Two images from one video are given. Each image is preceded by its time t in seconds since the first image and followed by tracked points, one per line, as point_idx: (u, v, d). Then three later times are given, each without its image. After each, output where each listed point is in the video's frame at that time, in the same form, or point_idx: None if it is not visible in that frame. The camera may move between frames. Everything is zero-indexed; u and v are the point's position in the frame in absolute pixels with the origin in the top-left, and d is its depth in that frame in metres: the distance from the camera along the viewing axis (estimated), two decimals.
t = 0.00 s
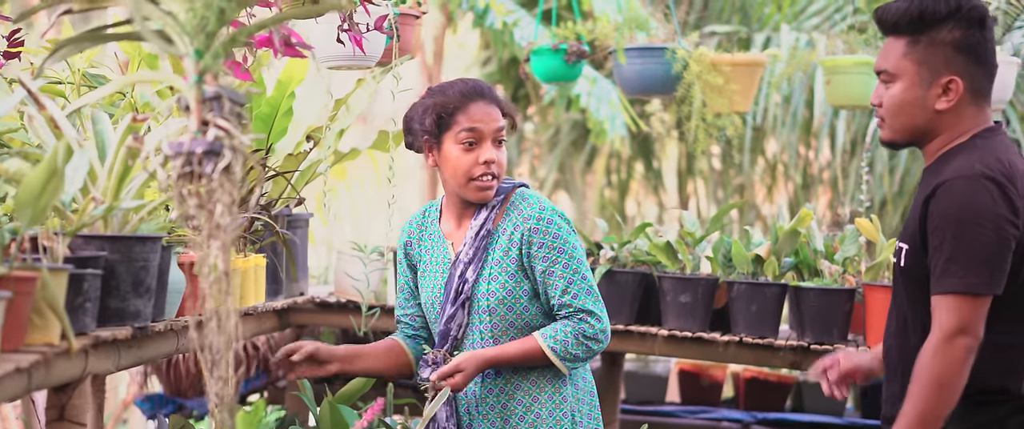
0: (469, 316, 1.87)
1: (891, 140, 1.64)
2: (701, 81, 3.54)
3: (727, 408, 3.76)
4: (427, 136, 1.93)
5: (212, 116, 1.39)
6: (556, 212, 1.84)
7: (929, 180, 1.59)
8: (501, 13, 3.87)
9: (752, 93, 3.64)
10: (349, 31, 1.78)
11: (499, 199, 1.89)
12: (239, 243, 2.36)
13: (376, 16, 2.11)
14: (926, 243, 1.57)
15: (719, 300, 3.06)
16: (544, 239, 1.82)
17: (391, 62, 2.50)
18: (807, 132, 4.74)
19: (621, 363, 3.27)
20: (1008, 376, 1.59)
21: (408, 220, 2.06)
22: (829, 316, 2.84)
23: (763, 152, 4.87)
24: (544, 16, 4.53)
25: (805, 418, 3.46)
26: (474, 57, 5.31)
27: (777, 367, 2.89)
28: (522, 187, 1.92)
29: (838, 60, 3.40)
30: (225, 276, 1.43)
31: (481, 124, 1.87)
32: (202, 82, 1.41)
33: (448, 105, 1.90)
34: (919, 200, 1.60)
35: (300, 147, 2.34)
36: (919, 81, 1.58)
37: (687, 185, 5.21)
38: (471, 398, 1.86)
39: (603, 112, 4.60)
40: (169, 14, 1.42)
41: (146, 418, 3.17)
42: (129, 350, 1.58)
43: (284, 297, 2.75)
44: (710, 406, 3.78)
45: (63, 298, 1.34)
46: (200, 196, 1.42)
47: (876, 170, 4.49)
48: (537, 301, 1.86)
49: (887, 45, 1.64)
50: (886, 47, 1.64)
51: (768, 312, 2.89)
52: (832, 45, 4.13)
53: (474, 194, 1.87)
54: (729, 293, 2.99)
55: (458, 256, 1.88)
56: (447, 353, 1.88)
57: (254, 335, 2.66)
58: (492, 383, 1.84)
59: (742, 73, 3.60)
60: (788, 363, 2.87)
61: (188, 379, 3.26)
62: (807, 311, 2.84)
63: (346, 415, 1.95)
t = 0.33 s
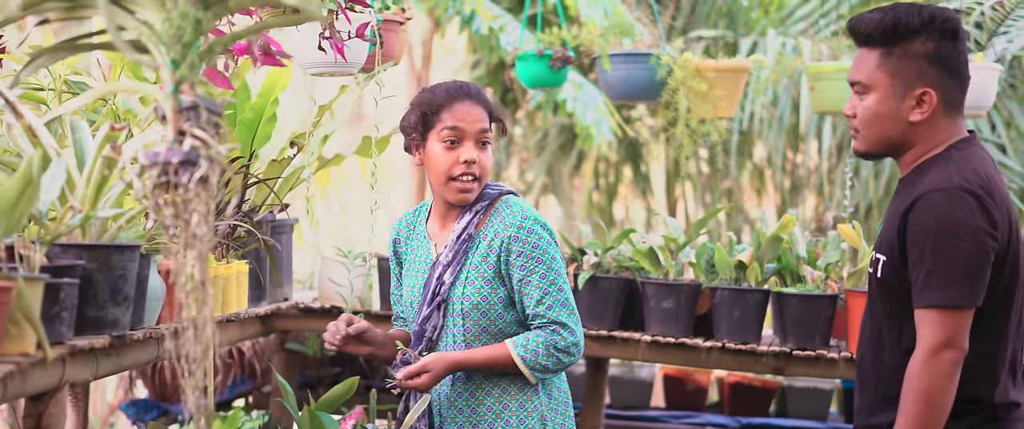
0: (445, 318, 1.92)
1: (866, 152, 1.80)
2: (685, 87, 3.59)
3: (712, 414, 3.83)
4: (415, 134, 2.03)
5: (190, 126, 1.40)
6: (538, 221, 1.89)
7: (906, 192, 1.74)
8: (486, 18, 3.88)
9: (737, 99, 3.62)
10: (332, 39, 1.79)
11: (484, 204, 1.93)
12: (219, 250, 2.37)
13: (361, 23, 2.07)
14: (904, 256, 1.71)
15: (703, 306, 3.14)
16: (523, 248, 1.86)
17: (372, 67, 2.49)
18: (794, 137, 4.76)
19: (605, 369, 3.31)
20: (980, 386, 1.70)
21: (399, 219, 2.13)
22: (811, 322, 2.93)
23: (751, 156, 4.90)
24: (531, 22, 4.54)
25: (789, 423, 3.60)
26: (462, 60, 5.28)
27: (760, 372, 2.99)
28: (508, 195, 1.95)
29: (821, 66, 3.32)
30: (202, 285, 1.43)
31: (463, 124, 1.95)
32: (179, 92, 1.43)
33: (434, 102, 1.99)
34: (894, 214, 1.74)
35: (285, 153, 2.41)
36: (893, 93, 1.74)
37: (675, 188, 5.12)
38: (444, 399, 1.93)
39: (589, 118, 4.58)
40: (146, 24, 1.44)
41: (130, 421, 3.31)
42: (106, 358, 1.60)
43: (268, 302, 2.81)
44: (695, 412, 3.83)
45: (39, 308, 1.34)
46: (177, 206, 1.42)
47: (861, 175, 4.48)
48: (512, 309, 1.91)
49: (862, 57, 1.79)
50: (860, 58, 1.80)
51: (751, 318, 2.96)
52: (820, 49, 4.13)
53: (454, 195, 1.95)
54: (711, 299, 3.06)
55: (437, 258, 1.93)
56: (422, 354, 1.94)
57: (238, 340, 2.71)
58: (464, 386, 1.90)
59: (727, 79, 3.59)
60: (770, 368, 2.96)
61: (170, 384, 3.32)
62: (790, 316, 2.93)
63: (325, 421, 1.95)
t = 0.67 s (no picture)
0: (431, 321, 1.92)
1: (846, 160, 1.84)
2: (671, 93, 3.59)
3: (697, 418, 3.90)
4: (405, 137, 2.03)
5: (169, 136, 1.40)
6: (526, 227, 1.89)
7: (885, 201, 1.77)
8: (473, 23, 3.88)
9: (722, 105, 3.68)
10: (315, 46, 1.80)
11: (473, 209, 1.93)
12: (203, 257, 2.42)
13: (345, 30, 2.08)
14: (885, 264, 1.74)
15: (688, 312, 3.18)
16: (511, 253, 1.87)
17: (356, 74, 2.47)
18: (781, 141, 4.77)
19: (592, 373, 3.35)
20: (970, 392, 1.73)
21: (386, 222, 2.13)
22: (795, 328, 2.94)
23: (739, 160, 4.87)
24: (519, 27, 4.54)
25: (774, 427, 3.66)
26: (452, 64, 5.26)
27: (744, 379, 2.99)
28: (497, 201, 1.95)
29: (806, 72, 3.31)
30: (181, 295, 1.44)
31: (453, 125, 1.95)
32: (158, 103, 1.43)
33: (424, 104, 1.99)
34: (875, 222, 1.77)
35: (270, 159, 2.44)
36: (872, 100, 1.78)
37: (663, 192, 5.14)
38: (426, 401, 1.93)
39: (575, 122, 4.45)
40: (125, 35, 1.44)
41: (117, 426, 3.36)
42: (87, 366, 1.63)
43: (252, 308, 2.93)
44: (681, 417, 3.93)
45: (17, 318, 1.35)
46: (156, 215, 1.42)
47: (848, 180, 4.47)
48: (498, 314, 1.91)
49: (842, 65, 1.83)
50: (841, 66, 1.84)
51: (736, 324, 2.98)
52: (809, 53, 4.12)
53: (445, 194, 1.93)
54: (697, 304, 3.08)
55: (425, 261, 1.93)
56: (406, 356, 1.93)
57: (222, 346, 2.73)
58: (446, 390, 1.91)
59: (712, 85, 3.64)
60: (754, 374, 2.96)
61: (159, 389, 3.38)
62: (774, 321, 2.94)
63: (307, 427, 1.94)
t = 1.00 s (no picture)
0: (417, 327, 1.91)
1: (831, 165, 1.84)
2: (657, 99, 3.58)
3: (682, 423, 3.93)
4: (391, 146, 2.04)
5: (151, 146, 1.40)
6: (512, 235, 1.90)
7: (867, 206, 1.78)
8: (460, 28, 3.88)
9: (708, 110, 3.62)
10: (299, 54, 1.80)
11: (460, 215, 1.93)
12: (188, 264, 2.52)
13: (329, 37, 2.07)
14: (864, 269, 1.76)
15: (672, 318, 3.22)
16: (496, 260, 1.87)
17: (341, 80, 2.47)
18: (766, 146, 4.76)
19: (577, 379, 3.32)
20: (937, 404, 1.78)
21: (375, 228, 2.13)
22: (779, 333, 2.97)
23: (726, 163, 4.89)
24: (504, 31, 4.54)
25: None
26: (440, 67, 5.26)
27: (729, 384, 3.03)
28: (484, 208, 1.95)
29: (792, 78, 3.32)
30: (161, 306, 1.43)
31: (437, 132, 1.96)
32: (139, 112, 1.43)
33: (408, 112, 1.99)
34: (856, 226, 1.78)
35: (254, 166, 2.52)
36: (857, 105, 1.78)
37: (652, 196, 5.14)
38: (410, 407, 1.94)
39: (562, 127, 4.43)
40: (105, 46, 1.44)
41: None
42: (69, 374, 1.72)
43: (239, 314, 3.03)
44: (666, 421, 3.96)
45: None
46: (137, 226, 1.41)
47: (834, 184, 4.49)
48: (482, 320, 1.91)
49: (829, 70, 1.84)
50: (828, 71, 1.84)
51: (720, 330, 3.02)
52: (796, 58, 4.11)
53: (431, 202, 1.95)
54: (681, 310, 3.12)
55: (412, 267, 1.93)
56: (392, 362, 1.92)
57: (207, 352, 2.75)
58: (428, 395, 1.91)
59: (698, 91, 3.59)
60: (739, 380, 3.00)
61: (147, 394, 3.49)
62: (758, 327, 2.97)
63: None
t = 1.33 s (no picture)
0: (399, 333, 1.91)
1: (814, 171, 1.84)
2: (639, 105, 3.61)
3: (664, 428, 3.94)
4: (378, 152, 2.05)
5: (126, 158, 1.36)
6: (496, 244, 1.90)
7: (848, 213, 1.78)
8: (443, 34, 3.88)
9: (689, 117, 3.66)
10: (278, 62, 1.80)
11: (444, 223, 1.93)
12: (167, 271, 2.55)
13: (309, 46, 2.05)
14: (844, 276, 1.76)
15: (654, 324, 3.24)
16: (479, 269, 1.88)
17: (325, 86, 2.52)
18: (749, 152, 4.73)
19: (559, 384, 3.34)
20: (913, 412, 1.80)
21: (362, 235, 2.13)
22: (759, 340, 3.00)
23: (710, 167, 4.87)
24: (488, 36, 4.53)
25: None
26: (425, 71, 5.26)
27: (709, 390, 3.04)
28: (469, 217, 1.96)
29: (773, 85, 3.32)
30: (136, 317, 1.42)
31: (423, 142, 1.95)
32: (116, 123, 1.38)
33: (397, 119, 2.00)
34: (837, 233, 1.78)
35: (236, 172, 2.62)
36: (841, 113, 1.79)
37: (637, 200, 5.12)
38: (390, 413, 1.95)
39: (545, 132, 4.44)
40: (82, 56, 1.40)
41: None
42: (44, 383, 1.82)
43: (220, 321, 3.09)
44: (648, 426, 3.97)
45: None
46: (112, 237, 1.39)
47: (817, 189, 4.50)
48: (465, 328, 1.92)
49: (815, 77, 1.84)
50: (814, 78, 1.85)
51: (701, 335, 3.04)
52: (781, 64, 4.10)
53: (414, 211, 1.95)
54: (663, 316, 3.15)
55: (394, 274, 1.93)
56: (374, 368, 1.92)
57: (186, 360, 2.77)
58: (409, 402, 1.92)
59: (680, 97, 3.62)
60: (719, 386, 3.02)
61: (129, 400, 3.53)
62: (739, 333, 3.01)
63: None
